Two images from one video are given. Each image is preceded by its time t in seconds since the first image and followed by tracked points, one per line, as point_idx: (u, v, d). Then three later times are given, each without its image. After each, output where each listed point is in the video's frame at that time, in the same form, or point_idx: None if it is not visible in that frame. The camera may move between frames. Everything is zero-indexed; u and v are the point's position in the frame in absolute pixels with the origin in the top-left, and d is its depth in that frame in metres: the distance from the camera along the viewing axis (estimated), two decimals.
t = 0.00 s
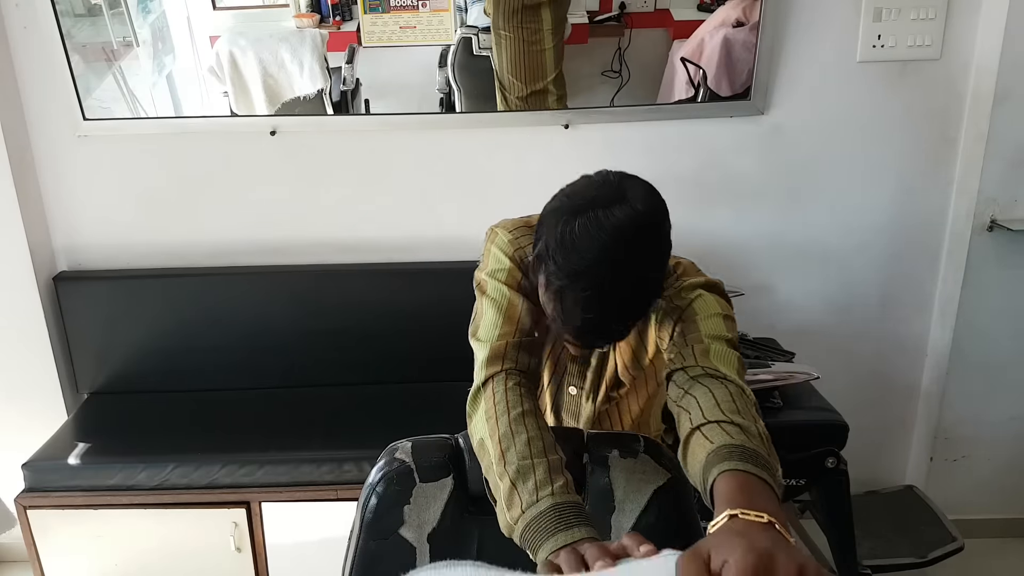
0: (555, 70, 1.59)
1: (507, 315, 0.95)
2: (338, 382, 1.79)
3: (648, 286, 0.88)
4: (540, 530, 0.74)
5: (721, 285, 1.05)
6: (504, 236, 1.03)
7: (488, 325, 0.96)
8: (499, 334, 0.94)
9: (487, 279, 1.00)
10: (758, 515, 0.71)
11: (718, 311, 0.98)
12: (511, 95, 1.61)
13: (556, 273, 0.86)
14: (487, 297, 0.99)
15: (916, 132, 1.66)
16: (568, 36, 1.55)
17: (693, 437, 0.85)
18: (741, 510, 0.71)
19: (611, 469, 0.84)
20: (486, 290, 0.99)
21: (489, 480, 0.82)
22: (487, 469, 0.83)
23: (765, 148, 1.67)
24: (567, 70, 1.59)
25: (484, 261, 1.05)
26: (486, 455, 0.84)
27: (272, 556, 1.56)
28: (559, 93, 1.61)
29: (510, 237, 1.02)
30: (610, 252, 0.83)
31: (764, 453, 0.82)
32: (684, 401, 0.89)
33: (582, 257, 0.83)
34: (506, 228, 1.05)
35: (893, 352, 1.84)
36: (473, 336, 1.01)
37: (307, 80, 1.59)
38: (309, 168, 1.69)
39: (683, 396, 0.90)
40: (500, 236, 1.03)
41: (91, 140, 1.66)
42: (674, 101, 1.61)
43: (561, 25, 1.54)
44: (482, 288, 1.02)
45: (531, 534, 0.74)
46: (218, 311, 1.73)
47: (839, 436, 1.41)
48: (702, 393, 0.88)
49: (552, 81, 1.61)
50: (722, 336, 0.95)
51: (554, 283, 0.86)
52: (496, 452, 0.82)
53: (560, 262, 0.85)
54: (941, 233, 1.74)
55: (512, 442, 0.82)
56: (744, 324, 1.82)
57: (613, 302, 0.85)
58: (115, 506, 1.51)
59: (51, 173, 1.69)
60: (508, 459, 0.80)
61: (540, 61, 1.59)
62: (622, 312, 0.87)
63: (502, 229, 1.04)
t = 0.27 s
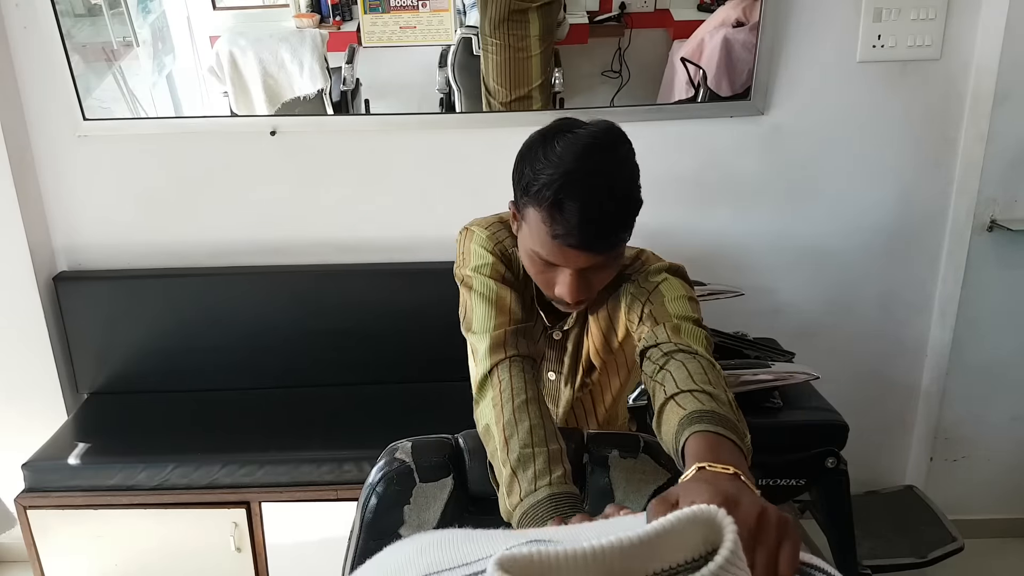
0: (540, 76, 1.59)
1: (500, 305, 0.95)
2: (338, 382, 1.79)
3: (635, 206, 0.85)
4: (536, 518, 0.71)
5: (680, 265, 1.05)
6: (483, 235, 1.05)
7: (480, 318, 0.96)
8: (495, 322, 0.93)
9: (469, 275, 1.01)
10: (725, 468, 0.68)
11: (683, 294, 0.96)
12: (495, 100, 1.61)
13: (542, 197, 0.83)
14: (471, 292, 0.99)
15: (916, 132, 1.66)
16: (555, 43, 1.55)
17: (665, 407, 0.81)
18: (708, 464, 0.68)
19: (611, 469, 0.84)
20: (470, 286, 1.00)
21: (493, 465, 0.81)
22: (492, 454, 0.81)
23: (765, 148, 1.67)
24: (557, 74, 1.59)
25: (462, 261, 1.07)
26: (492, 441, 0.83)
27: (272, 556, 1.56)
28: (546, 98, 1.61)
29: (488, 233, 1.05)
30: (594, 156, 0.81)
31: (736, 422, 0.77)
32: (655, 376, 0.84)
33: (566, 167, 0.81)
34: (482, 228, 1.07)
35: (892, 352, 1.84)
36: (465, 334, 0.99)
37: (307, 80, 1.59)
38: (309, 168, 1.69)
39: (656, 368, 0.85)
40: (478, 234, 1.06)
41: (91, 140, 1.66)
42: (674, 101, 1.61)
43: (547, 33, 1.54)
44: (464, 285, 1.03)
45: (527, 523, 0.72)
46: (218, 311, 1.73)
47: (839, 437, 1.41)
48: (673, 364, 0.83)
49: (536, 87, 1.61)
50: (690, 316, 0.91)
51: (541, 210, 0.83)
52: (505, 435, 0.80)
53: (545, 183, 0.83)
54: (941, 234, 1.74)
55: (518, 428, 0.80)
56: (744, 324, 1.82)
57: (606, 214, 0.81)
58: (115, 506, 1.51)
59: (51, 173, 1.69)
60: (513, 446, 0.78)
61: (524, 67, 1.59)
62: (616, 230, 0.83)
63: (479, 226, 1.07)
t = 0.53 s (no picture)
0: (531, 77, 1.60)
1: (496, 325, 0.89)
2: (338, 382, 1.79)
3: (633, 193, 0.86)
4: (549, 543, 0.66)
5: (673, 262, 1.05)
6: (470, 255, 0.99)
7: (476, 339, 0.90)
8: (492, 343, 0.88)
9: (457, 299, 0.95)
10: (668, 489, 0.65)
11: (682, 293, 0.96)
12: (489, 100, 1.61)
13: (542, 184, 0.82)
14: (461, 316, 0.94)
15: (916, 132, 1.66)
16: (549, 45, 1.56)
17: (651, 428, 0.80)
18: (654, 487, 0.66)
19: (612, 470, 0.84)
20: (461, 308, 0.94)
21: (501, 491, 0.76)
22: (499, 481, 0.76)
23: (765, 148, 1.67)
24: (554, 75, 1.59)
25: (448, 285, 1.00)
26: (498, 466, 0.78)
27: (272, 556, 1.56)
28: (539, 99, 1.61)
29: (476, 252, 0.99)
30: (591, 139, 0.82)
31: (711, 459, 0.75)
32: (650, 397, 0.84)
33: (565, 150, 0.82)
34: (469, 247, 1.01)
35: (892, 352, 1.84)
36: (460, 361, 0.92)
37: (307, 80, 1.59)
38: (309, 168, 1.69)
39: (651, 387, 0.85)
40: (466, 254, 0.99)
41: (91, 140, 1.66)
42: (674, 101, 1.61)
43: (542, 35, 1.55)
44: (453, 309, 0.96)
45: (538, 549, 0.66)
46: (218, 311, 1.73)
47: (840, 438, 1.41)
48: (668, 388, 0.83)
49: (527, 89, 1.61)
50: (685, 323, 0.91)
51: (542, 197, 0.83)
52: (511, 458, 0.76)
53: (544, 169, 0.83)
54: (942, 234, 1.74)
55: (524, 448, 0.76)
56: (744, 324, 1.82)
57: (608, 196, 0.81)
58: (114, 506, 1.51)
59: (51, 173, 1.69)
60: (519, 470, 0.74)
61: (517, 67, 1.58)
62: (618, 213, 0.82)
63: (465, 247, 1.01)
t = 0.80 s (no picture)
0: (531, 77, 1.59)
1: (488, 325, 0.90)
2: (338, 382, 1.79)
3: (623, 178, 0.86)
4: (529, 558, 0.65)
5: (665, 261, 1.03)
6: (467, 253, 1.00)
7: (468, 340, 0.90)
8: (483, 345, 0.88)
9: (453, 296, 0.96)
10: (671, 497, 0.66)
11: (671, 289, 0.95)
12: (488, 100, 1.61)
13: (531, 173, 0.82)
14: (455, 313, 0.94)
15: (916, 132, 1.66)
16: (548, 45, 1.56)
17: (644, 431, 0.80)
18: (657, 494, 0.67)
19: (612, 469, 0.84)
20: (455, 305, 0.95)
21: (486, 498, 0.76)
22: (484, 487, 0.76)
23: (765, 148, 1.67)
24: (555, 75, 1.59)
25: (445, 281, 1.01)
26: (484, 472, 0.78)
27: (272, 556, 1.56)
28: (540, 99, 1.61)
29: (472, 251, 1.00)
30: (578, 127, 0.82)
31: (712, 451, 0.76)
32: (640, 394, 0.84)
33: (553, 139, 0.81)
34: (467, 245, 1.01)
35: (892, 352, 1.84)
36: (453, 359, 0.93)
37: (307, 80, 1.59)
38: (309, 168, 1.69)
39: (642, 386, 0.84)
40: (463, 252, 1.00)
41: (91, 140, 1.66)
42: (674, 101, 1.61)
43: (540, 35, 1.55)
44: (449, 305, 0.97)
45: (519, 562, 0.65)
46: (218, 311, 1.73)
47: (840, 438, 1.41)
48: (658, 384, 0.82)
49: (527, 88, 1.60)
50: (672, 318, 0.90)
51: (532, 186, 0.82)
52: (495, 470, 0.75)
53: (532, 157, 0.82)
54: (942, 235, 1.74)
55: (507, 457, 0.76)
56: (744, 324, 1.82)
57: (596, 184, 0.81)
58: (114, 506, 1.51)
59: (51, 173, 1.69)
60: (504, 480, 0.74)
61: (516, 67, 1.58)
62: (607, 201, 0.83)
63: (462, 245, 1.01)
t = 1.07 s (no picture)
0: (527, 78, 1.60)
1: (489, 342, 0.87)
2: (338, 382, 1.79)
3: (624, 180, 0.86)
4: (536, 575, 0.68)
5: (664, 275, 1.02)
6: (465, 271, 0.96)
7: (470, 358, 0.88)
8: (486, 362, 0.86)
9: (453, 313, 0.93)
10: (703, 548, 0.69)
11: (676, 311, 0.94)
12: (485, 99, 1.61)
13: (533, 170, 0.83)
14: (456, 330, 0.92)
15: (916, 132, 1.66)
16: (547, 46, 1.56)
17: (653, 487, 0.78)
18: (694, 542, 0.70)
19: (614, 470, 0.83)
20: (456, 324, 0.92)
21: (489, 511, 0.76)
22: (488, 501, 0.76)
23: (765, 148, 1.67)
24: (555, 73, 1.59)
25: (442, 297, 0.98)
26: (487, 486, 0.77)
27: (272, 556, 1.56)
28: (538, 99, 1.61)
29: (471, 268, 0.96)
30: (578, 126, 0.84)
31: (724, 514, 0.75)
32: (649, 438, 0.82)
33: (554, 136, 0.83)
34: (464, 261, 0.98)
35: (892, 352, 1.84)
36: (454, 375, 0.91)
37: (307, 80, 1.59)
38: (309, 168, 1.69)
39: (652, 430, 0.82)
40: (460, 269, 0.96)
41: (91, 140, 1.66)
42: (674, 101, 1.61)
43: (538, 36, 1.55)
44: (450, 323, 0.94)
45: None
46: (219, 311, 1.73)
47: (841, 438, 1.41)
48: (668, 434, 0.80)
49: (524, 89, 1.61)
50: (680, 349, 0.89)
51: (533, 183, 0.83)
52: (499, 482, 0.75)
53: (534, 155, 0.83)
54: (941, 235, 1.74)
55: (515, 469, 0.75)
56: (744, 324, 1.82)
57: (598, 179, 0.82)
58: (115, 506, 1.51)
59: (51, 173, 1.69)
60: (507, 493, 0.74)
61: (513, 67, 1.59)
62: (609, 197, 0.83)
63: (459, 261, 0.97)
